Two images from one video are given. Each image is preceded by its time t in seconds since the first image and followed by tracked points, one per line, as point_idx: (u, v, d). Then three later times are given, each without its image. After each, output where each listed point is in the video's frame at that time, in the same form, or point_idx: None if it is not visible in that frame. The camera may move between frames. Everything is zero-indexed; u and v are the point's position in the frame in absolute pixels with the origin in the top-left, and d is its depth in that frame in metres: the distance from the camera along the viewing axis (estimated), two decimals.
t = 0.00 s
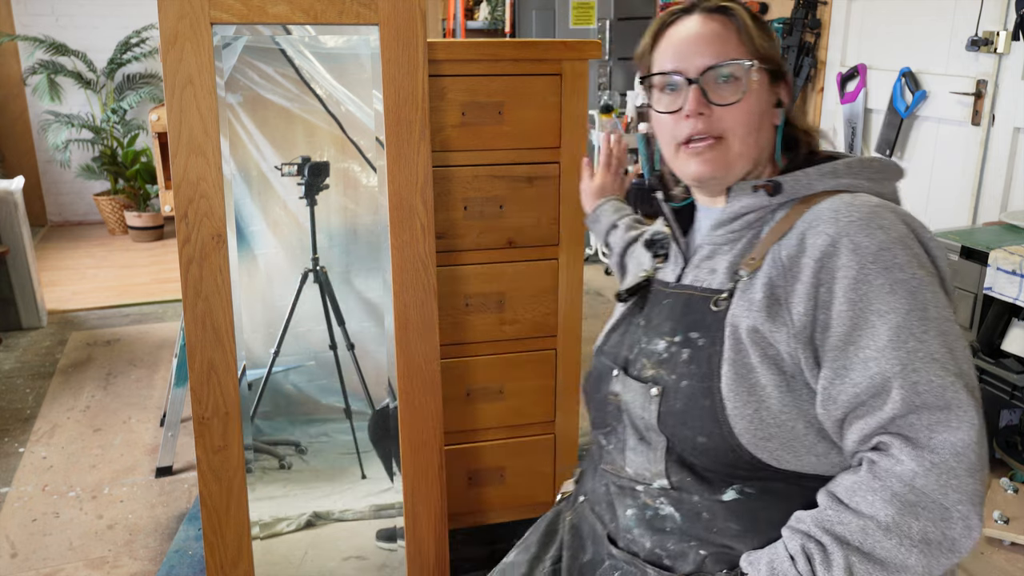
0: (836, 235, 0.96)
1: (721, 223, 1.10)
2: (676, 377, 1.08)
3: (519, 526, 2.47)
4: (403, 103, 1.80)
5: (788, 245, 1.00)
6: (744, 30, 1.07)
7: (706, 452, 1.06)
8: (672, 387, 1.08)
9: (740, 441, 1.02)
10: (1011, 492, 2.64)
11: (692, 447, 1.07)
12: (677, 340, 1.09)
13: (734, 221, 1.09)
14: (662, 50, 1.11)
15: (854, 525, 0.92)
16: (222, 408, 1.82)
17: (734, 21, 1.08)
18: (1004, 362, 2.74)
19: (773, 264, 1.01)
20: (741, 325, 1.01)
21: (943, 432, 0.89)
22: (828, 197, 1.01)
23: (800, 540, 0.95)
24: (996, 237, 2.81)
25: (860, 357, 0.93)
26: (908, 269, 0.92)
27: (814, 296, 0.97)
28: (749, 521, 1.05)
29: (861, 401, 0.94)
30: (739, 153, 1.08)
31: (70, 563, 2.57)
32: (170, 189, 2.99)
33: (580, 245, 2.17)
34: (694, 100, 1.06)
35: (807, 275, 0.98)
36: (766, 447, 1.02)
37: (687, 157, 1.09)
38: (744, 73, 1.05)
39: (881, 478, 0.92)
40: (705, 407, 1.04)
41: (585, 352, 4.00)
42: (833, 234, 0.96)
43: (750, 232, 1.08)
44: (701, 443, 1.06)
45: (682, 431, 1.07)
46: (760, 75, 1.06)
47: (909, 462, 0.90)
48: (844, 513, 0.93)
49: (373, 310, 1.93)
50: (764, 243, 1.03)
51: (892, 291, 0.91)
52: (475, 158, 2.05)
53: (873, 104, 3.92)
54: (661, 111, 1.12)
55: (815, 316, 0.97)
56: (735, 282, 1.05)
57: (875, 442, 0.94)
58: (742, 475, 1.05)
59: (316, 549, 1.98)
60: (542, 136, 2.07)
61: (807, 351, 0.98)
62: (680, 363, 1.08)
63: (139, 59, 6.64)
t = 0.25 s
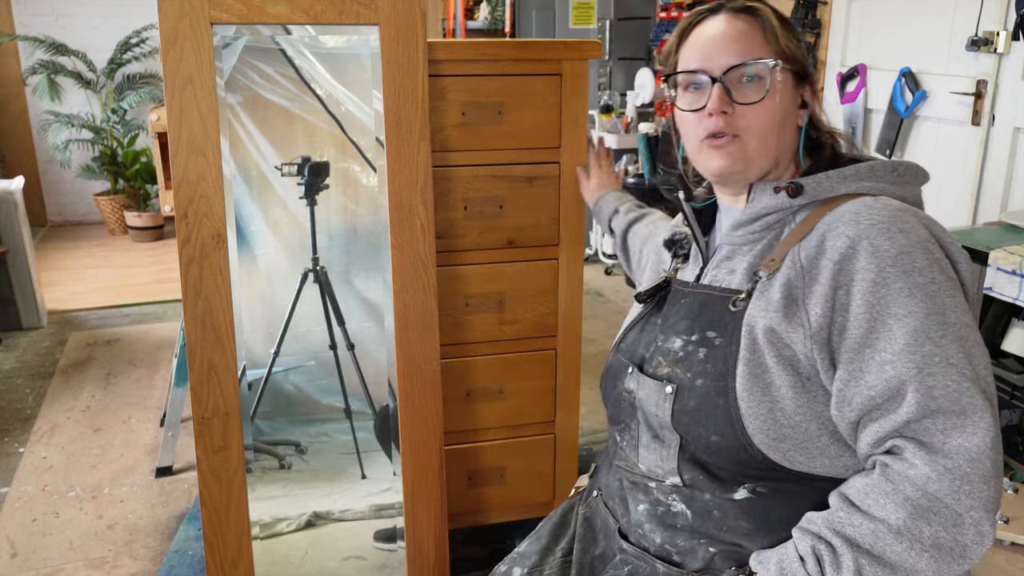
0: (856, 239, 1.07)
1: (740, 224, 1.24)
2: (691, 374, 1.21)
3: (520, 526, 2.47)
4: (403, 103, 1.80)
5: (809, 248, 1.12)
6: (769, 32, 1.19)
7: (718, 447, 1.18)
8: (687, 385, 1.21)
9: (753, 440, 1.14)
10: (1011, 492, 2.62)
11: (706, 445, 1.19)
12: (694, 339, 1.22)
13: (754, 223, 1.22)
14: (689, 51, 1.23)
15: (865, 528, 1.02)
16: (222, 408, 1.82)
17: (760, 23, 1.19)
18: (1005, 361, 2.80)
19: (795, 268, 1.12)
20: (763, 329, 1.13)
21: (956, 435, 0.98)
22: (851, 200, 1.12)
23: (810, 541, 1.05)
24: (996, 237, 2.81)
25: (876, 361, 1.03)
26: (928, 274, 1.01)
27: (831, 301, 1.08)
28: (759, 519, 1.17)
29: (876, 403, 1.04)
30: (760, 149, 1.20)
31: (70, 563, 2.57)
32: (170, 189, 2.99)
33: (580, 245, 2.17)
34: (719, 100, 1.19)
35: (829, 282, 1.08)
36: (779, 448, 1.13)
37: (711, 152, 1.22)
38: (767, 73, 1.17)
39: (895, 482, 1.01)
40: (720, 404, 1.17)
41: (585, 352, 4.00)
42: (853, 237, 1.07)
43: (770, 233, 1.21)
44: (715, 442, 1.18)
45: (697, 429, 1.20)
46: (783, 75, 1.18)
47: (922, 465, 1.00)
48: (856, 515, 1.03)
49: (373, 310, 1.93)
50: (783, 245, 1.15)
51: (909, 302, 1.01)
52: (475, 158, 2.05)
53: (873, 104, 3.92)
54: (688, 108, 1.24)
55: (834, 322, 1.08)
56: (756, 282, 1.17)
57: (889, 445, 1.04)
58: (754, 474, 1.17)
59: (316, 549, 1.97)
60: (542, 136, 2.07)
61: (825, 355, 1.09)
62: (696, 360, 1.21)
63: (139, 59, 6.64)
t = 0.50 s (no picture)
0: (863, 239, 1.07)
1: (745, 222, 1.25)
2: (693, 372, 1.22)
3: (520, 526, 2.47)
4: (403, 103, 1.80)
5: (815, 246, 1.12)
6: (779, 29, 1.24)
7: (719, 446, 1.18)
8: (689, 383, 1.22)
9: (755, 438, 1.14)
10: (1011, 492, 2.63)
11: (707, 443, 1.20)
12: (696, 336, 1.23)
13: (758, 221, 1.24)
14: (700, 48, 1.27)
15: (865, 528, 1.02)
16: (222, 408, 1.82)
17: (768, 20, 1.25)
18: (1005, 361, 2.80)
19: (799, 266, 1.12)
20: (768, 327, 1.12)
21: (957, 437, 0.99)
22: (858, 200, 1.13)
23: (811, 540, 1.05)
24: (996, 237, 2.81)
25: (880, 360, 1.04)
26: (933, 275, 1.02)
27: (837, 299, 1.08)
28: (759, 519, 1.17)
29: (878, 402, 1.04)
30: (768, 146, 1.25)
31: (70, 563, 2.57)
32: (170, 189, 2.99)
33: (580, 244, 2.17)
34: (727, 95, 1.23)
35: (835, 281, 1.08)
36: (781, 446, 1.14)
37: (719, 146, 1.27)
38: (775, 70, 1.22)
39: (895, 482, 1.02)
40: (721, 403, 1.17)
41: (585, 351, 4.00)
42: (860, 236, 1.07)
43: (775, 232, 1.22)
44: (716, 440, 1.18)
45: (698, 427, 1.20)
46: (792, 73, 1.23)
47: (922, 465, 1.00)
48: (855, 514, 1.04)
49: (373, 310, 1.93)
50: (790, 244, 1.15)
51: (913, 301, 1.01)
52: (475, 158, 2.05)
53: (873, 104, 3.92)
54: (696, 103, 1.29)
55: (838, 320, 1.08)
56: (759, 281, 1.18)
57: (890, 444, 1.04)
58: (756, 474, 1.18)
59: (316, 549, 1.97)
60: (542, 136, 2.07)
61: (829, 353, 1.09)
62: (698, 357, 1.22)
63: (139, 59, 6.65)
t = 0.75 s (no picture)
0: (862, 239, 1.13)
1: (742, 222, 1.28)
2: (693, 374, 1.26)
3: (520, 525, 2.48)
4: (403, 103, 1.80)
5: (813, 248, 1.18)
6: (776, 28, 1.25)
7: (720, 446, 1.23)
8: (689, 384, 1.26)
9: (756, 439, 1.19)
10: (1011, 492, 2.63)
11: (707, 444, 1.24)
12: (696, 337, 1.27)
13: (757, 221, 1.27)
14: (698, 45, 1.28)
15: (867, 525, 1.09)
16: (222, 408, 1.82)
17: (766, 19, 1.26)
18: (1005, 362, 2.79)
19: (799, 266, 1.18)
20: (770, 328, 1.17)
21: (956, 433, 1.06)
22: (855, 201, 1.18)
23: (811, 539, 1.12)
24: (996, 237, 2.81)
25: (881, 360, 1.10)
26: (930, 275, 1.09)
27: (836, 299, 1.14)
28: (760, 517, 1.22)
29: (879, 401, 1.11)
30: (765, 143, 1.26)
31: (70, 563, 2.57)
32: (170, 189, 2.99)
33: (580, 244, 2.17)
34: (725, 92, 1.25)
35: (835, 281, 1.14)
36: (781, 446, 1.19)
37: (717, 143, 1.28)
38: (774, 69, 1.24)
39: (896, 479, 1.09)
40: (722, 403, 1.21)
41: (585, 351, 4.01)
42: (859, 237, 1.13)
43: (772, 232, 1.26)
44: (717, 441, 1.22)
45: (699, 428, 1.24)
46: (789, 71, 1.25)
47: (924, 463, 1.07)
48: (858, 512, 1.11)
49: (373, 310, 1.93)
50: (786, 246, 1.21)
51: (913, 304, 1.08)
52: (475, 158, 2.05)
53: (873, 104, 3.92)
54: (693, 101, 1.30)
55: (839, 321, 1.14)
56: (758, 283, 1.22)
57: (891, 441, 1.11)
58: (754, 473, 1.22)
59: (316, 549, 1.97)
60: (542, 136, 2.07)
61: (831, 354, 1.15)
62: (698, 358, 1.26)
63: (139, 59, 6.64)
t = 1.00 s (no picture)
0: (861, 236, 1.14)
1: (740, 222, 1.28)
2: (693, 372, 1.26)
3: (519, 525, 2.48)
4: (403, 103, 1.80)
5: (811, 246, 1.19)
6: (775, 27, 1.26)
7: (721, 443, 1.23)
8: (690, 382, 1.26)
9: (756, 436, 1.20)
10: (1011, 492, 2.64)
11: (709, 441, 1.24)
12: (696, 335, 1.28)
13: (756, 220, 1.27)
14: (697, 44, 1.28)
15: (868, 519, 1.10)
16: (222, 408, 1.82)
17: (765, 18, 1.26)
18: (1004, 362, 2.79)
19: (798, 265, 1.19)
20: (770, 325, 1.18)
21: (956, 429, 1.07)
22: (853, 199, 1.19)
23: (812, 533, 1.12)
24: (996, 237, 2.81)
25: (880, 357, 1.11)
26: (929, 271, 1.10)
27: (836, 296, 1.15)
28: (761, 514, 1.23)
29: (879, 397, 1.12)
30: (763, 143, 1.26)
31: (70, 563, 2.57)
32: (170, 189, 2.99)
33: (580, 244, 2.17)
34: (724, 91, 1.25)
35: (835, 278, 1.15)
36: (782, 443, 1.20)
37: (715, 142, 1.28)
38: (772, 68, 1.24)
39: (896, 474, 1.10)
40: (722, 401, 1.22)
41: (585, 351, 4.00)
42: (858, 234, 1.14)
43: (771, 231, 1.26)
44: (718, 438, 1.23)
45: (700, 425, 1.25)
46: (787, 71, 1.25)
47: (923, 458, 1.08)
48: (858, 507, 1.11)
49: (372, 310, 1.93)
50: (785, 244, 1.22)
51: (912, 300, 1.09)
52: (475, 158, 2.04)
53: (873, 104, 3.92)
54: (692, 100, 1.30)
55: (838, 317, 1.15)
56: (759, 281, 1.23)
57: (891, 437, 1.12)
58: (755, 470, 1.23)
59: (316, 549, 1.97)
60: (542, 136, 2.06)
61: (830, 351, 1.16)
62: (698, 356, 1.26)
63: (139, 59, 6.64)
